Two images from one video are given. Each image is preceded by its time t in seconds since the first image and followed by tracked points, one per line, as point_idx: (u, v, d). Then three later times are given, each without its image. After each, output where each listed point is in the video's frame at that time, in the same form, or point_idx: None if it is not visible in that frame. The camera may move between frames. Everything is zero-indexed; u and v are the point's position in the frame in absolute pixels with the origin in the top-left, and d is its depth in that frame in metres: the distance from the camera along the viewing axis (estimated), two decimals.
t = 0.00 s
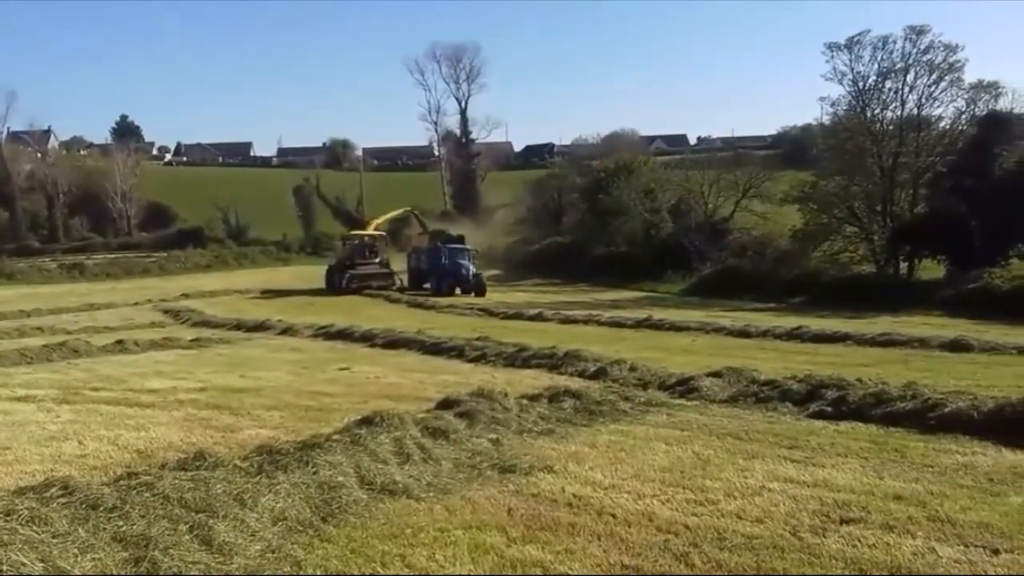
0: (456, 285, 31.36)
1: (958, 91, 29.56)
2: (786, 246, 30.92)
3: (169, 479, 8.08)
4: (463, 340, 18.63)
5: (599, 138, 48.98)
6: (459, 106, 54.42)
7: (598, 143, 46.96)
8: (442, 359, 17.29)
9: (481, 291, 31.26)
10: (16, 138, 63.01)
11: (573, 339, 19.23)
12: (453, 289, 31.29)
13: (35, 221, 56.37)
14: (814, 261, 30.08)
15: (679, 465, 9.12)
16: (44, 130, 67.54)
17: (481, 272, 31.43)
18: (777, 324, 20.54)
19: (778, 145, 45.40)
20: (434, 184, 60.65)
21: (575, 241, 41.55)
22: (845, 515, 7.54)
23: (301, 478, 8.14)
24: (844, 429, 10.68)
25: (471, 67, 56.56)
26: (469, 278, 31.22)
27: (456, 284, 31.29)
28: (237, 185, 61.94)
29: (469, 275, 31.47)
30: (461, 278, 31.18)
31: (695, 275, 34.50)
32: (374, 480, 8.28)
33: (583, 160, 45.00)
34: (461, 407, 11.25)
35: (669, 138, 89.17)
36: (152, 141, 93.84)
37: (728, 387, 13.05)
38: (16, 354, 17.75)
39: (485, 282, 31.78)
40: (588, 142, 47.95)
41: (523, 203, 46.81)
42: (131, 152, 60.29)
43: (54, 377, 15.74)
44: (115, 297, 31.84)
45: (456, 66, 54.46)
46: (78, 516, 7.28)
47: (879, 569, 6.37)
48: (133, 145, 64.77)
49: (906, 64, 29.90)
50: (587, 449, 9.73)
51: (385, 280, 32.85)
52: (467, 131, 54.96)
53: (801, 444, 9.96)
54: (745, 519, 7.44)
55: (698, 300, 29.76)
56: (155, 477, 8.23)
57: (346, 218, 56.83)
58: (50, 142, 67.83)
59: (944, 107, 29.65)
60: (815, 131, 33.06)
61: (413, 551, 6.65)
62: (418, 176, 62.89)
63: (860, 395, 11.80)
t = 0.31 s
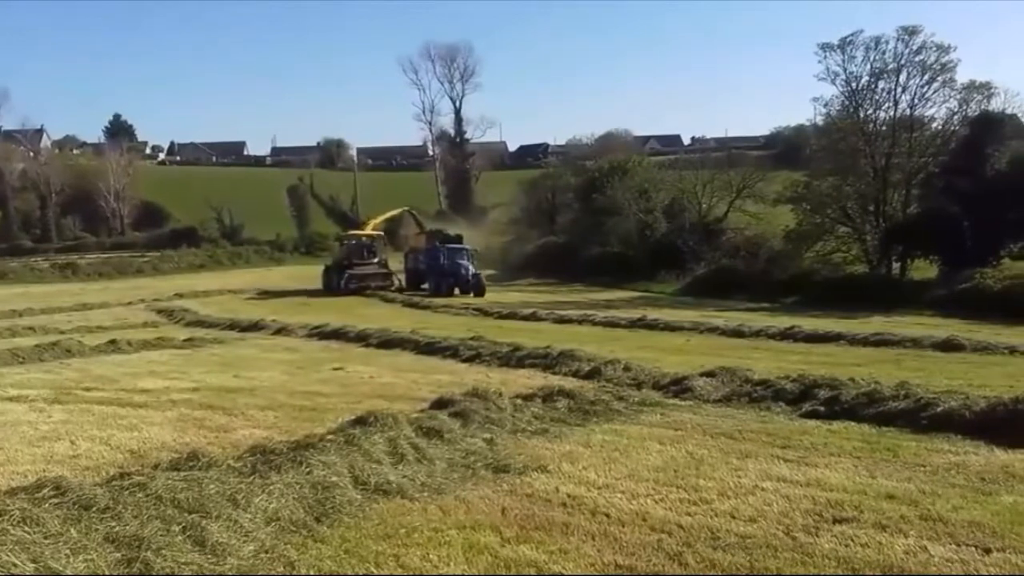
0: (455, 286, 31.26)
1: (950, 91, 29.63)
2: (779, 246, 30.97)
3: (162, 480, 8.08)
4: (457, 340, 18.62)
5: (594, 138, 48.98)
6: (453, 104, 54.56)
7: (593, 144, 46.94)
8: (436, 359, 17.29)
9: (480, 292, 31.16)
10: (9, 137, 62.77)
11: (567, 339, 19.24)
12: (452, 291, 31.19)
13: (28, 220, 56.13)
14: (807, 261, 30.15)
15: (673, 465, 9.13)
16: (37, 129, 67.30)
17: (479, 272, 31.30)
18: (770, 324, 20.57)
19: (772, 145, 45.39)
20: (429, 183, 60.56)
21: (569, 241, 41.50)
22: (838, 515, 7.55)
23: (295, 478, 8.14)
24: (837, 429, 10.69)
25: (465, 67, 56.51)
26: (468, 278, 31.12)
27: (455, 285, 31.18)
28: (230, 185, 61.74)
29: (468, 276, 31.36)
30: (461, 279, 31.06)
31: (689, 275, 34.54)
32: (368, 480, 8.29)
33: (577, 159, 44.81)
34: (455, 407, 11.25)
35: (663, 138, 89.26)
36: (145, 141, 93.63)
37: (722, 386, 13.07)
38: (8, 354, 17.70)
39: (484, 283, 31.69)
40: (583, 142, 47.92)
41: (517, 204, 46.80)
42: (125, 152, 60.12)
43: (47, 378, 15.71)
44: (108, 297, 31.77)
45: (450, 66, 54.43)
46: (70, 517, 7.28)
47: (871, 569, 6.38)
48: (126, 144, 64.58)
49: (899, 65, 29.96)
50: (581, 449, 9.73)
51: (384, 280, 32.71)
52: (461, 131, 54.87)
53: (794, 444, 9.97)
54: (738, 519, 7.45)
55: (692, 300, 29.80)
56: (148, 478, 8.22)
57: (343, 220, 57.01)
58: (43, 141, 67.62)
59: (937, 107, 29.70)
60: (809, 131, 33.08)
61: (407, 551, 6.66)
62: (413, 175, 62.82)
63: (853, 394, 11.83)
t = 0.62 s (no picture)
0: (454, 286, 31.09)
1: (944, 93, 29.69)
2: (773, 247, 31.10)
3: (156, 480, 8.09)
4: (452, 340, 18.60)
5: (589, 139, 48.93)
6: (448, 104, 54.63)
7: (588, 143, 46.87)
8: (431, 359, 17.29)
9: (480, 292, 30.96)
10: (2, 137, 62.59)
11: (561, 339, 19.26)
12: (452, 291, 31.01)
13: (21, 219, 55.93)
14: (801, 261, 30.24)
15: (667, 465, 9.14)
16: (30, 129, 67.12)
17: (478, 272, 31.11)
18: (764, 324, 20.58)
19: (767, 145, 45.35)
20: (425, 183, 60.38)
21: (564, 242, 41.45)
22: (831, 515, 7.56)
23: (289, 478, 8.14)
24: (831, 429, 10.70)
25: (461, 66, 56.44)
26: (468, 279, 30.93)
27: (454, 286, 30.99)
28: (225, 185, 61.61)
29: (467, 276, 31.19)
30: (460, 279, 30.88)
31: (683, 275, 34.61)
32: (363, 480, 8.29)
33: (572, 159, 44.77)
34: (450, 407, 11.25)
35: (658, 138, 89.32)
36: (140, 141, 93.40)
37: (716, 386, 13.08)
38: (0, 354, 17.65)
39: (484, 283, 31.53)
40: (578, 142, 47.88)
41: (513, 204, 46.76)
42: (118, 152, 59.98)
43: (39, 378, 15.68)
44: (102, 297, 31.70)
45: (446, 66, 54.38)
46: (64, 517, 7.28)
47: (865, 569, 6.39)
48: (120, 144, 64.41)
49: (892, 66, 30.01)
50: (576, 449, 9.74)
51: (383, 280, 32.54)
52: (456, 131, 54.81)
53: (788, 444, 9.98)
54: (732, 519, 7.46)
55: (686, 300, 29.85)
56: (141, 478, 8.21)
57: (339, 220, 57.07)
58: (36, 141, 67.43)
59: (931, 108, 29.77)
60: (803, 131, 33.10)
61: (401, 551, 6.67)
62: (408, 175, 62.68)
63: (846, 394, 11.85)
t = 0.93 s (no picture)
0: (453, 287, 30.90)
1: (937, 93, 29.78)
2: (766, 247, 31.15)
3: (149, 480, 8.09)
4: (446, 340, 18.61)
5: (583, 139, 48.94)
6: (444, 106, 54.69)
7: (582, 144, 46.87)
8: (425, 359, 17.29)
9: (480, 293, 30.78)
10: None
11: (555, 339, 19.28)
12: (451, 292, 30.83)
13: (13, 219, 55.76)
14: (794, 261, 30.33)
15: (661, 465, 9.16)
16: (23, 128, 66.93)
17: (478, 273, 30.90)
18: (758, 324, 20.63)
19: (761, 146, 45.34)
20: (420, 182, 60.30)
21: (558, 242, 41.45)
22: (823, 515, 7.59)
23: (282, 479, 8.15)
24: (823, 429, 10.72)
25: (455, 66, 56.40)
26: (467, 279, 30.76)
27: (453, 286, 30.81)
28: (219, 184, 61.52)
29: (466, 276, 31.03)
30: (459, 279, 30.70)
31: (677, 275, 34.68)
32: (356, 480, 8.30)
33: (566, 160, 44.78)
34: (444, 407, 11.26)
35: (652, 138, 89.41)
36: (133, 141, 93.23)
37: (709, 386, 13.11)
38: None
39: (483, 284, 31.38)
40: (573, 142, 47.89)
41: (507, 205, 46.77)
42: (112, 152, 59.86)
43: (31, 378, 15.66)
44: (95, 297, 31.65)
45: (440, 66, 54.37)
46: (55, 518, 7.28)
47: (858, 568, 6.41)
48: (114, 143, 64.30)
49: (885, 67, 30.08)
50: (569, 449, 9.75)
51: (381, 281, 32.40)
52: (450, 131, 54.79)
53: (781, 444, 10.01)
54: (725, 519, 7.48)
55: (680, 300, 29.90)
56: (134, 479, 8.21)
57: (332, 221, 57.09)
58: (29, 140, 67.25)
59: (923, 109, 29.84)
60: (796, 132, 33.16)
61: (395, 552, 6.68)
62: (403, 175, 62.66)
63: (839, 394, 11.88)
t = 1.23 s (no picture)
0: (452, 288, 30.41)
1: (928, 95, 29.88)
2: (758, 248, 31.23)
3: (139, 483, 8.06)
4: (438, 341, 18.59)
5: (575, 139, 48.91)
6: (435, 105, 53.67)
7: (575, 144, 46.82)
8: (418, 360, 17.28)
9: (478, 294, 30.33)
10: None
11: (547, 340, 19.32)
12: (449, 294, 30.34)
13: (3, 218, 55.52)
14: (786, 262, 30.44)
15: (653, 465, 9.18)
16: (14, 127, 66.71)
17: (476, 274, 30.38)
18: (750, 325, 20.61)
19: (752, 147, 45.39)
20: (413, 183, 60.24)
21: (550, 243, 41.50)
22: (814, 515, 7.61)
23: (274, 480, 8.13)
24: (814, 429, 10.75)
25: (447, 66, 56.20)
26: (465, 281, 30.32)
27: (451, 288, 30.36)
28: (211, 184, 61.41)
29: (465, 278, 30.60)
30: (458, 280, 30.26)
31: (669, 276, 34.79)
32: (348, 482, 8.29)
33: (559, 160, 44.66)
34: (436, 408, 11.25)
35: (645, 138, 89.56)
36: (125, 141, 93.01)
37: (701, 387, 13.12)
38: None
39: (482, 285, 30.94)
40: (565, 143, 47.87)
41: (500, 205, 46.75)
42: (102, 151, 59.68)
43: (21, 379, 15.60)
44: (85, 298, 31.53)
45: (433, 66, 54.24)
46: (44, 520, 7.26)
47: (850, 569, 6.42)
48: (104, 143, 64.06)
49: (877, 68, 30.15)
50: (561, 450, 9.76)
51: (378, 282, 32.28)
52: (443, 131, 54.69)
53: (772, 444, 10.04)
54: (717, 519, 7.50)
55: (672, 300, 29.99)
56: (124, 480, 8.20)
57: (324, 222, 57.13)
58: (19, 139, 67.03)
59: (914, 110, 29.96)
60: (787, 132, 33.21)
61: (387, 553, 6.68)
62: (395, 175, 62.62)
63: (830, 394, 11.91)
